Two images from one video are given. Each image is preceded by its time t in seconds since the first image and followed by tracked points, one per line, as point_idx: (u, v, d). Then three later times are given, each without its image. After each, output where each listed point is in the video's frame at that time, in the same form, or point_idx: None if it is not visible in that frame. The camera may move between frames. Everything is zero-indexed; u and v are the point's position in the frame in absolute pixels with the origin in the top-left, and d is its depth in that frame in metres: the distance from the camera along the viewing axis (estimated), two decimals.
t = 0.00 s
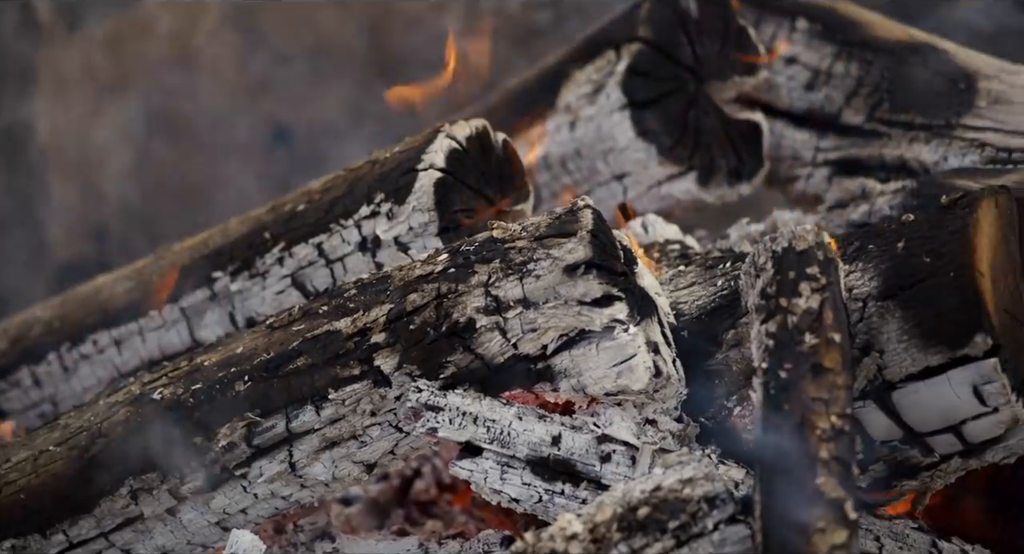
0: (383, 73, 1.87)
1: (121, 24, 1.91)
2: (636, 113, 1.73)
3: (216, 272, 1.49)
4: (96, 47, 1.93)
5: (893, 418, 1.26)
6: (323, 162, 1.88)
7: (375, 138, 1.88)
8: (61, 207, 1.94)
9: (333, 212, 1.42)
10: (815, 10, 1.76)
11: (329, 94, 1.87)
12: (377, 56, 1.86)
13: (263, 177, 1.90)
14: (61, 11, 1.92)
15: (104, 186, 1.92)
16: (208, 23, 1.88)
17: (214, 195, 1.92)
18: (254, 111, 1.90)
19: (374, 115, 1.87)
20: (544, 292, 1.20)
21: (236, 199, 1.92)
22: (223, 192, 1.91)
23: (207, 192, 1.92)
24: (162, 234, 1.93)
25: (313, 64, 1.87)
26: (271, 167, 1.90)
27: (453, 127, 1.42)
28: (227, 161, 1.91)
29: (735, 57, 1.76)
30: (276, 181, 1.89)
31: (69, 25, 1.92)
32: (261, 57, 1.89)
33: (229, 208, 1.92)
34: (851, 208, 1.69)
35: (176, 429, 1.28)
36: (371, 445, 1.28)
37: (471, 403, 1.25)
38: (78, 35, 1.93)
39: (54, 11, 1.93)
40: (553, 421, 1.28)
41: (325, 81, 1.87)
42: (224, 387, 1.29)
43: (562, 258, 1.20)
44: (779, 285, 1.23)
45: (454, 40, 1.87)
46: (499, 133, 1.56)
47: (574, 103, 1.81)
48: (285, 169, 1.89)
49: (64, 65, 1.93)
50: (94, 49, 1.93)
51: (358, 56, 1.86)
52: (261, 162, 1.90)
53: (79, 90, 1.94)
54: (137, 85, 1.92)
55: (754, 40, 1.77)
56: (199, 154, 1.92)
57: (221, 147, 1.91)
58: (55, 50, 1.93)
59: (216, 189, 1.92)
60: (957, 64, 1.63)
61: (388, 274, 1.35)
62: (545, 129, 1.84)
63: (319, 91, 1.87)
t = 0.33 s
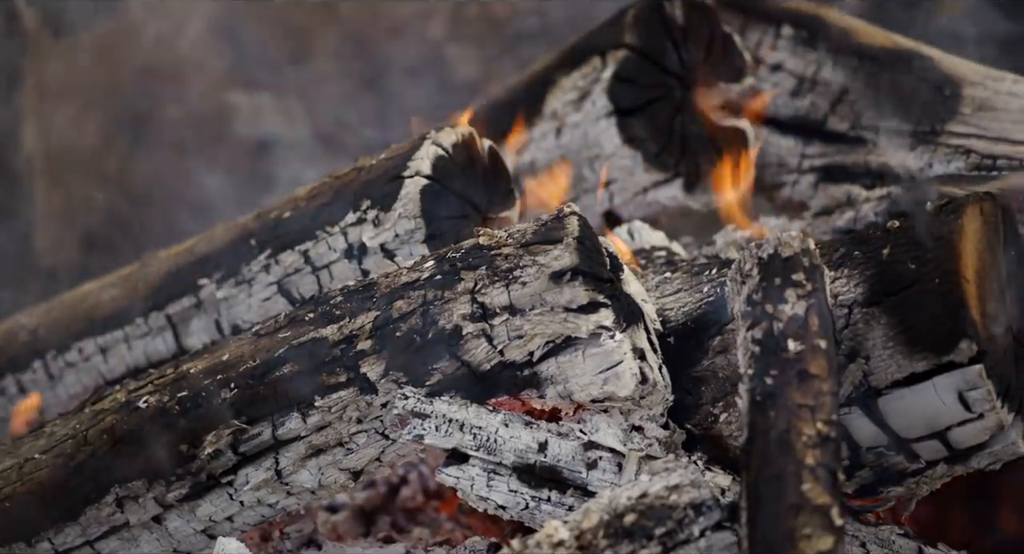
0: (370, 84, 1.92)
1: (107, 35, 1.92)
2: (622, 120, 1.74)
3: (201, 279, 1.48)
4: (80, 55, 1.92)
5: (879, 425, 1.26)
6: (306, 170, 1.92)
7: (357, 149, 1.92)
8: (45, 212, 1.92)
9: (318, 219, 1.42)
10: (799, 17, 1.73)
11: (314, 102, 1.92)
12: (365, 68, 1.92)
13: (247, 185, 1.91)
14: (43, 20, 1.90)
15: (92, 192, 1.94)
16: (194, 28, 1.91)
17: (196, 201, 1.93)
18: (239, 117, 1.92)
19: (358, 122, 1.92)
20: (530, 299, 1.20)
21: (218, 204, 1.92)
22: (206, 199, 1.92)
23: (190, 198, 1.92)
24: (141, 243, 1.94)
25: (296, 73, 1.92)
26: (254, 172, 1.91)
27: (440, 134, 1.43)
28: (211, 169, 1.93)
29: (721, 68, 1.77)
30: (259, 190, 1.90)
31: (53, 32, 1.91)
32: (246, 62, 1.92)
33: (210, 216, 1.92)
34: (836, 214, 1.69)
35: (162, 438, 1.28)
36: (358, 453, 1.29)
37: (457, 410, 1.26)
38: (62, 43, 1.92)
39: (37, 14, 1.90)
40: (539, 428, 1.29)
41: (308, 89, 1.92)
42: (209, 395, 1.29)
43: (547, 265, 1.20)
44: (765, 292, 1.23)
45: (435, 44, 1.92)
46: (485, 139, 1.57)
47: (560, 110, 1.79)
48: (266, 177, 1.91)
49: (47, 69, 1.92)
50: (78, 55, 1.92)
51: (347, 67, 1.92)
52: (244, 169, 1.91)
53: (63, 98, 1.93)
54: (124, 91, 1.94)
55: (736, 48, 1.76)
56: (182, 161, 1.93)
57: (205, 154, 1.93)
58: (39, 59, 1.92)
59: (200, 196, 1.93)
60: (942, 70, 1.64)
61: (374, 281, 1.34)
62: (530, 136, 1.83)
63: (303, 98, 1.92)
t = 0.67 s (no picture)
0: (359, 96, 1.79)
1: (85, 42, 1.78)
2: (611, 128, 1.78)
3: (190, 288, 1.48)
4: (69, 64, 1.79)
5: (867, 433, 1.25)
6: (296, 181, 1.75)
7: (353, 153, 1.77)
8: (39, 235, 1.77)
9: (307, 229, 1.42)
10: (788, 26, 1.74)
11: (307, 112, 1.77)
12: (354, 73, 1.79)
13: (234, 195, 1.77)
14: (34, 23, 1.80)
15: (75, 205, 1.76)
16: (183, 42, 1.79)
17: (187, 216, 1.76)
18: (227, 127, 1.76)
19: (350, 133, 1.77)
20: (519, 308, 1.20)
21: (207, 220, 1.76)
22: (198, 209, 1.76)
23: (185, 215, 1.77)
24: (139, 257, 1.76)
25: (289, 80, 1.77)
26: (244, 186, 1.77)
27: (428, 143, 1.43)
28: (200, 178, 1.77)
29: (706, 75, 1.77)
30: (245, 197, 1.75)
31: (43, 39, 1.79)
32: (237, 73, 1.78)
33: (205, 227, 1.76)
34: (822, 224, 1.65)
35: (150, 447, 1.27)
36: (346, 462, 1.29)
37: (446, 419, 1.26)
38: (48, 50, 1.79)
39: (26, 26, 1.80)
40: (528, 437, 1.29)
41: (299, 98, 1.77)
42: (198, 404, 1.29)
43: (536, 274, 1.20)
44: (753, 300, 1.24)
45: (425, 56, 1.79)
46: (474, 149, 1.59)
47: (548, 119, 1.82)
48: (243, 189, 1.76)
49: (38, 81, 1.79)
50: (61, 63, 1.79)
51: (339, 76, 1.79)
52: (231, 183, 1.77)
53: (52, 105, 1.78)
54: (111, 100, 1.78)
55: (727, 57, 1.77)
56: (174, 175, 1.77)
57: (194, 163, 1.76)
58: (24, 64, 1.79)
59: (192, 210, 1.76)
60: (929, 79, 1.65)
61: (362, 291, 1.35)
62: (519, 145, 1.84)
63: (298, 108, 1.77)
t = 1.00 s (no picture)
0: (339, 108, 1.92)
1: (99, 55, 1.93)
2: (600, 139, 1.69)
3: (178, 300, 1.48)
4: (83, 77, 1.93)
5: (856, 443, 1.25)
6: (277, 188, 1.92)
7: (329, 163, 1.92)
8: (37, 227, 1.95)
9: (297, 239, 1.42)
10: (776, 38, 1.76)
11: (288, 121, 1.92)
12: (332, 86, 1.92)
13: (217, 197, 1.94)
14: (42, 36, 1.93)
15: (90, 204, 1.93)
16: (171, 51, 1.92)
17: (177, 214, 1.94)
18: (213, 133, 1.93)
19: (328, 142, 1.92)
20: (508, 319, 1.19)
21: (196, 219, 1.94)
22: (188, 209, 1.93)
23: (197, 210, 1.93)
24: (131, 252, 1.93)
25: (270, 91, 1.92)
26: (251, 183, 1.93)
27: (417, 154, 1.44)
28: (186, 179, 1.93)
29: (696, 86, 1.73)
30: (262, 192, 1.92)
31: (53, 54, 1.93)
32: (223, 82, 1.92)
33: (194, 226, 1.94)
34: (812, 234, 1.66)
35: (138, 458, 1.27)
36: (336, 473, 1.29)
37: (435, 430, 1.26)
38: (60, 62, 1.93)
39: (13, 37, 1.94)
40: (517, 449, 1.28)
41: (280, 109, 1.92)
42: (187, 415, 1.29)
43: (525, 285, 1.19)
44: (742, 311, 1.24)
45: (419, 62, 1.92)
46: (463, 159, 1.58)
47: (537, 131, 1.77)
48: (259, 186, 1.92)
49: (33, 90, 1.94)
50: (78, 76, 1.93)
51: (320, 87, 1.92)
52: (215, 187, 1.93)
53: (71, 115, 1.94)
54: (104, 106, 1.94)
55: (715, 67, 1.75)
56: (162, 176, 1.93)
57: (183, 166, 1.94)
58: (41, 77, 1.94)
59: (180, 210, 1.93)
60: (917, 90, 1.64)
61: (351, 302, 1.35)
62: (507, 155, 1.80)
63: (296, 113, 1.92)
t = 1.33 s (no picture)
0: (332, 120, 1.81)
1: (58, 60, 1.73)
2: (587, 150, 1.72)
3: (166, 311, 1.48)
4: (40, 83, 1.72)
5: (843, 453, 1.25)
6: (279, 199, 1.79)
7: (329, 175, 1.81)
8: (13, 254, 1.70)
9: (284, 250, 1.43)
10: (762, 50, 1.79)
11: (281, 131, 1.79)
12: (328, 97, 1.81)
13: (212, 210, 1.78)
14: None
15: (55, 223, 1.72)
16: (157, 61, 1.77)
17: (173, 230, 1.77)
18: (206, 145, 1.77)
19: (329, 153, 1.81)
20: (496, 330, 1.19)
21: (194, 233, 1.78)
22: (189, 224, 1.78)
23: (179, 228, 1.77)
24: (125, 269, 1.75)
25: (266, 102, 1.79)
26: (236, 194, 1.78)
27: (404, 164, 1.45)
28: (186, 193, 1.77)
29: (684, 96, 1.76)
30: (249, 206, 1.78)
31: None
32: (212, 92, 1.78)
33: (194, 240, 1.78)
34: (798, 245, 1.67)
35: (125, 470, 1.27)
36: (323, 484, 1.30)
37: (423, 441, 1.26)
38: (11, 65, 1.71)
39: None
40: (505, 459, 1.29)
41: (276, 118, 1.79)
42: (174, 427, 1.29)
43: (513, 296, 1.19)
44: (729, 321, 1.24)
45: (405, 74, 1.84)
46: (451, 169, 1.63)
47: (525, 141, 1.78)
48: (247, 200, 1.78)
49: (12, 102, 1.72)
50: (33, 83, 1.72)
51: (313, 96, 1.80)
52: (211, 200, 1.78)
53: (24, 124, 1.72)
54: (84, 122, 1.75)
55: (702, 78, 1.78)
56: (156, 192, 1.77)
57: (179, 180, 1.77)
58: None
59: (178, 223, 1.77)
60: (901, 102, 1.68)
61: (338, 312, 1.36)
62: (494, 168, 1.81)
63: (289, 122, 1.79)
